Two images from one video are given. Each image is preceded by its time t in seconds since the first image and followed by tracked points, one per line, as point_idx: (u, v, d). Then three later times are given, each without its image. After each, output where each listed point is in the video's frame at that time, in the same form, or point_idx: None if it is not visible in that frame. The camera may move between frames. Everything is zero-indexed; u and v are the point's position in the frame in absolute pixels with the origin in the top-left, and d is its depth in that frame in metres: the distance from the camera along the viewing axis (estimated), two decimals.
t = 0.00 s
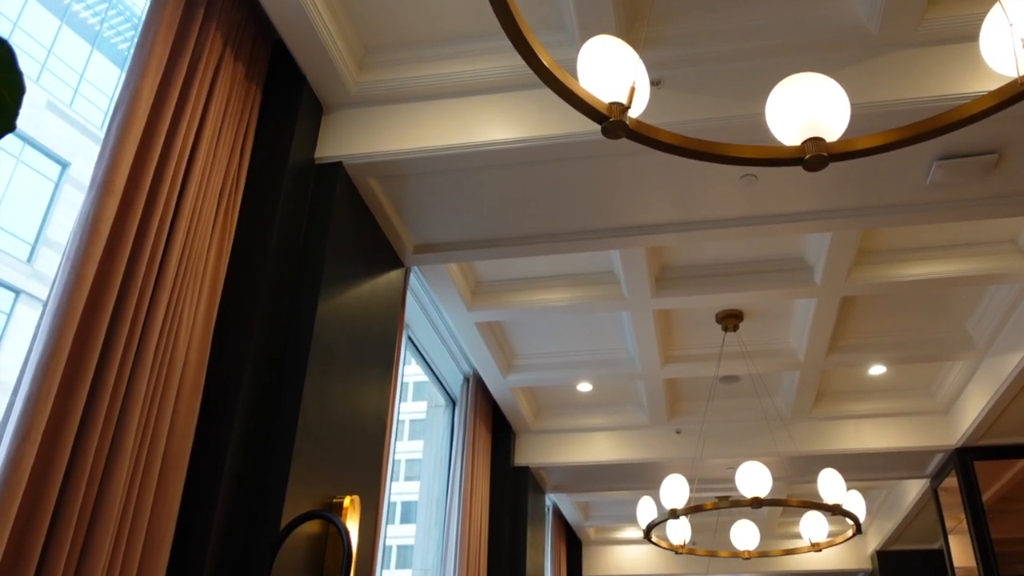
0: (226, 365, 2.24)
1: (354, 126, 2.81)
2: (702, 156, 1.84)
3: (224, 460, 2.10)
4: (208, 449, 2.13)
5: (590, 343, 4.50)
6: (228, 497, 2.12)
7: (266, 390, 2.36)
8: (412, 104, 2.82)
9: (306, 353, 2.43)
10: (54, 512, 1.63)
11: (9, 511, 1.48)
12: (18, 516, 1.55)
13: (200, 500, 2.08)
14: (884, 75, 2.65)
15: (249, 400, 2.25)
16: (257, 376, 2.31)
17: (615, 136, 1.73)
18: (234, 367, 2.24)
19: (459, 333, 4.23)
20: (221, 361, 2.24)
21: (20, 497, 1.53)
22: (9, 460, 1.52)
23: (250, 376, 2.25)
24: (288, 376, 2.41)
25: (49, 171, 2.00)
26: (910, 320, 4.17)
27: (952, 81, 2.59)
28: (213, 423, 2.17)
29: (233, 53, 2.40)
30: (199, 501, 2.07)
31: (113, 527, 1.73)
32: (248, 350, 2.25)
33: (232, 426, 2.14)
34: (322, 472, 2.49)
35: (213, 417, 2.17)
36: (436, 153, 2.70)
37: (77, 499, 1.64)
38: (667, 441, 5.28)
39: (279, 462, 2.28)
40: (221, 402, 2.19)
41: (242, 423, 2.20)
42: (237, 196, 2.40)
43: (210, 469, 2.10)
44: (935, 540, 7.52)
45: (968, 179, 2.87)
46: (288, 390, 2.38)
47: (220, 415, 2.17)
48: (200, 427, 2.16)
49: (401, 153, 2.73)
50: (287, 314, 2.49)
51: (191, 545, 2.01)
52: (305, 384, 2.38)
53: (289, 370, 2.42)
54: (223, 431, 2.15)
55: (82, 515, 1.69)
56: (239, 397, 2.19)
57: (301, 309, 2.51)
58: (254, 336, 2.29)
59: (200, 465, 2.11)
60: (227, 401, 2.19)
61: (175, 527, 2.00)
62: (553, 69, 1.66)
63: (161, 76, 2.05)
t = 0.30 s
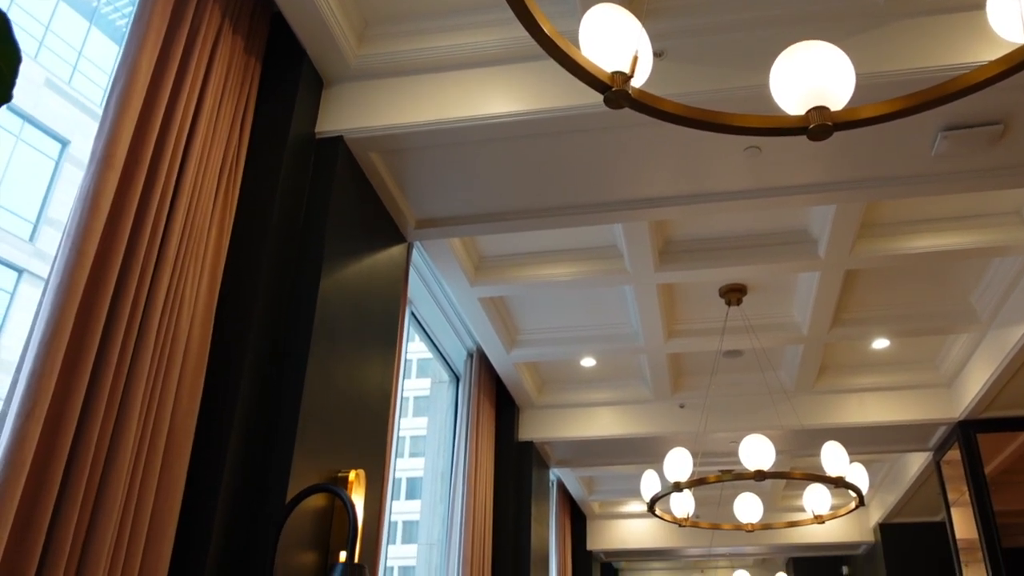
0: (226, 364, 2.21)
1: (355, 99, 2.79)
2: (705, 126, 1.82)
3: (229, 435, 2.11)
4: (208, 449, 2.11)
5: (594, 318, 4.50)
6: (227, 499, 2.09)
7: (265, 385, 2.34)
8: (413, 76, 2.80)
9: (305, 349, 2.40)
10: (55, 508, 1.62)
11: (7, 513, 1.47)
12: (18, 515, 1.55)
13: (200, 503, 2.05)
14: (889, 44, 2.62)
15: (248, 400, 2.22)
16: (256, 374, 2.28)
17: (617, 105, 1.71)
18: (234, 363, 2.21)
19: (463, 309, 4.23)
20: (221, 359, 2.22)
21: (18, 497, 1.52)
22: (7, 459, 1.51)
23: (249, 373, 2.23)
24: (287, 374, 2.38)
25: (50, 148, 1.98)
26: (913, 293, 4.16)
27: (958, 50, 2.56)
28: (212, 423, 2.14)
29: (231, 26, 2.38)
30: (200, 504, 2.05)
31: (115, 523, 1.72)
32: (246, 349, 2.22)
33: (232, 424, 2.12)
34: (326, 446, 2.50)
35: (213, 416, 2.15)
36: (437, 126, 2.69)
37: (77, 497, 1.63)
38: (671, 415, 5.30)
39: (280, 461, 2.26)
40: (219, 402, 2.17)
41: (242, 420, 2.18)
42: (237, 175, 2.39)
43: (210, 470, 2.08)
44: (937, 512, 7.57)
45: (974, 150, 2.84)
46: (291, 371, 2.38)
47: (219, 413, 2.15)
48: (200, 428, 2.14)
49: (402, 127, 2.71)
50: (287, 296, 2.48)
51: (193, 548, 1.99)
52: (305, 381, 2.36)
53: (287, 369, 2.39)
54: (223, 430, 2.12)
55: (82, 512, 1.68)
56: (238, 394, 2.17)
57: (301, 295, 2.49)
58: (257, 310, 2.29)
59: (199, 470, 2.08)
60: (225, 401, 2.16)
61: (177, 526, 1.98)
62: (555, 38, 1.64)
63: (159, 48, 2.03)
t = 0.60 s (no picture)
0: (228, 363, 2.19)
1: (355, 74, 2.77)
2: (709, 97, 1.80)
3: (235, 410, 2.12)
4: (210, 448, 2.09)
5: (598, 294, 4.49)
6: (230, 502, 2.07)
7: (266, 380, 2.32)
8: (413, 50, 2.78)
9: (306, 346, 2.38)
10: (57, 505, 1.61)
11: (8, 516, 1.46)
12: (19, 514, 1.54)
13: (203, 507, 2.04)
14: (894, 13, 2.58)
15: (252, 384, 2.22)
16: (256, 373, 2.25)
17: (620, 76, 1.69)
18: (235, 360, 2.19)
19: (466, 285, 4.23)
20: (222, 357, 2.20)
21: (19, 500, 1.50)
22: (7, 460, 1.50)
23: (250, 371, 2.21)
24: (290, 358, 2.38)
25: (50, 127, 1.97)
26: (918, 267, 4.14)
27: (964, 19, 2.53)
28: (216, 406, 2.14)
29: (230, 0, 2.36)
30: (202, 509, 2.03)
31: (119, 520, 1.72)
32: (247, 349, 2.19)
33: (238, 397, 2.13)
34: (331, 422, 2.51)
35: (213, 416, 2.13)
36: (438, 100, 2.67)
37: (79, 496, 1.62)
38: (674, 390, 5.31)
39: (282, 461, 2.24)
40: (220, 402, 2.15)
41: (247, 394, 2.19)
42: (236, 159, 2.37)
43: (214, 463, 2.07)
44: (939, 485, 7.61)
45: (979, 121, 2.82)
46: (294, 347, 2.38)
47: (220, 411, 2.13)
48: (200, 428, 2.12)
49: (403, 101, 2.69)
50: (288, 282, 2.47)
51: (197, 543, 1.98)
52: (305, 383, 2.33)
53: (287, 371, 2.36)
54: (224, 431, 2.10)
55: (85, 511, 1.67)
56: (239, 392, 2.15)
57: (303, 279, 2.48)
58: (261, 285, 2.29)
59: (201, 476, 2.06)
60: (226, 401, 2.14)
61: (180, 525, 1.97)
62: (557, 6, 1.62)
63: (157, 22, 2.01)
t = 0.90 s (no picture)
0: (230, 354, 2.18)
1: (356, 48, 2.75)
2: (714, 67, 1.78)
3: (240, 386, 2.13)
4: (213, 439, 2.08)
5: (601, 270, 4.49)
6: (233, 497, 2.06)
7: (267, 370, 2.31)
8: (414, 24, 2.75)
9: (307, 334, 2.37)
10: (63, 489, 1.62)
11: (8, 520, 1.45)
12: (20, 516, 1.53)
13: (209, 483, 2.05)
14: None
15: (256, 361, 2.22)
16: (259, 354, 2.25)
17: (623, 46, 1.68)
18: (239, 336, 2.20)
19: (469, 262, 4.22)
20: (226, 334, 2.20)
21: (19, 504, 1.50)
22: (7, 460, 1.49)
23: (252, 358, 2.20)
24: (294, 335, 2.38)
25: (50, 106, 1.96)
26: (922, 241, 4.13)
27: None
28: (221, 382, 2.15)
29: None
30: (206, 500, 2.02)
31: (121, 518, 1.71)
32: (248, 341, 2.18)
33: (242, 373, 2.14)
34: (336, 398, 2.52)
35: (215, 404, 2.12)
36: (439, 74, 2.65)
37: (80, 498, 1.61)
38: (678, 366, 5.32)
39: (286, 454, 2.24)
40: (222, 394, 2.14)
41: (252, 370, 2.20)
42: (236, 140, 2.35)
43: (219, 440, 2.08)
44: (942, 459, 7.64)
45: (986, 92, 2.79)
46: (298, 323, 2.39)
47: (222, 399, 2.12)
48: (201, 420, 2.11)
49: (404, 75, 2.67)
50: (291, 258, 2.47)
51: (204, 518, 2.00)
52: (308, 365, 2.33)
53: (291, 346, 2.37)
54: (225, 420, 2.09)
55: (90, 495, 1.67)
56: (243, 368, 2.15)
57: (305, 262, 2.48)
58: (264, 262, 2.29)
59: (204, 471, 2.05)
60: (228, 395, 2.12)
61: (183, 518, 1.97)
62: None
63: None
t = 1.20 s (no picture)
0: (233, 332, 2.18)
1: (356, 22, 2.73)
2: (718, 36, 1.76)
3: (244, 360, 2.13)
4: (217, 422, 2.08)
5: (604, 245, 4.48)
6: (238, 483, 2.07)
7: (273, 345, 2.32)
8: None
9: (310, 313, 2.37)
10: (70, 465, 1.62)
11: (16, 497, 1.46)
12: (29, 493, 1.54)
13: (214, 459, 2.06)
14: None
15: (260, 335, 2.23)
16: (263, 329, 2.26)
17: (627, 16, 1.66)
18: (243, 311, 2.20)
19: (472, 237, 4.22)
20: (230, 308, 2.20)
21: (24, 489, 1.50)
22: (14, 436, 1.49)
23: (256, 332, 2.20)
24: (298, 310, 2.39)
25: (50, 82, 1.94)
26: (928, 215, 4.11)
27: None
28: (226, 357, 2.15)
29: None
30: (212, 476, 2.03)
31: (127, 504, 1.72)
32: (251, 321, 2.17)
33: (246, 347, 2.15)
34: (340, 372, 2.53)
35: (220, 380, 2.12)
36: (440, 47, 2.63)
37: (83, 493, 1.61)
38: (681, 341, 5.33)
39: (291, 429, 2.25)
40: (226, 377, 2.13)
41: (256, 345, 2.21)
42: (237, 117, 2.33)
43: (224, 415, 2.09)
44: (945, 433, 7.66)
45: (994, 63, 2.76)
46: (302, 298, 2.39)
47: (227, 375, 2.13)
48: (207, 394, 2.12)
49: (405, 48, 2.66)
50: (293, 233, 2.46)
51: (211, 493, 2.01)
52: (312, 339, 2.34)
53: (296, 321, 2.37)
54: (230, 395, 2.10)
55: (96, 471, 1.68)
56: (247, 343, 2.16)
57: (308, 240, 2.47)
58: (266, 237, 2.28)
59: (207, 457, 2.05)
60: (232, 374, 2.12)
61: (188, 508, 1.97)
62: None
63: None
